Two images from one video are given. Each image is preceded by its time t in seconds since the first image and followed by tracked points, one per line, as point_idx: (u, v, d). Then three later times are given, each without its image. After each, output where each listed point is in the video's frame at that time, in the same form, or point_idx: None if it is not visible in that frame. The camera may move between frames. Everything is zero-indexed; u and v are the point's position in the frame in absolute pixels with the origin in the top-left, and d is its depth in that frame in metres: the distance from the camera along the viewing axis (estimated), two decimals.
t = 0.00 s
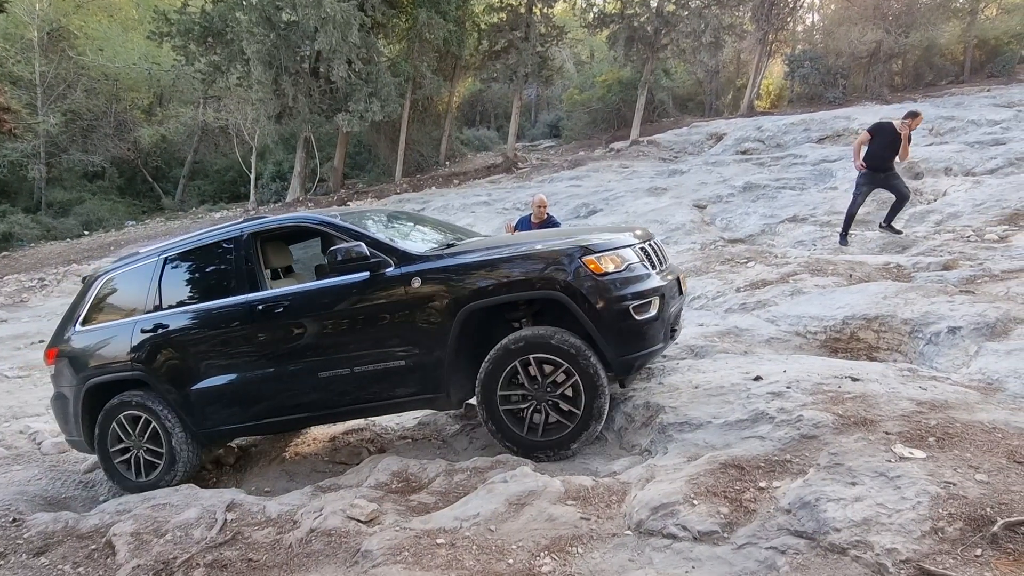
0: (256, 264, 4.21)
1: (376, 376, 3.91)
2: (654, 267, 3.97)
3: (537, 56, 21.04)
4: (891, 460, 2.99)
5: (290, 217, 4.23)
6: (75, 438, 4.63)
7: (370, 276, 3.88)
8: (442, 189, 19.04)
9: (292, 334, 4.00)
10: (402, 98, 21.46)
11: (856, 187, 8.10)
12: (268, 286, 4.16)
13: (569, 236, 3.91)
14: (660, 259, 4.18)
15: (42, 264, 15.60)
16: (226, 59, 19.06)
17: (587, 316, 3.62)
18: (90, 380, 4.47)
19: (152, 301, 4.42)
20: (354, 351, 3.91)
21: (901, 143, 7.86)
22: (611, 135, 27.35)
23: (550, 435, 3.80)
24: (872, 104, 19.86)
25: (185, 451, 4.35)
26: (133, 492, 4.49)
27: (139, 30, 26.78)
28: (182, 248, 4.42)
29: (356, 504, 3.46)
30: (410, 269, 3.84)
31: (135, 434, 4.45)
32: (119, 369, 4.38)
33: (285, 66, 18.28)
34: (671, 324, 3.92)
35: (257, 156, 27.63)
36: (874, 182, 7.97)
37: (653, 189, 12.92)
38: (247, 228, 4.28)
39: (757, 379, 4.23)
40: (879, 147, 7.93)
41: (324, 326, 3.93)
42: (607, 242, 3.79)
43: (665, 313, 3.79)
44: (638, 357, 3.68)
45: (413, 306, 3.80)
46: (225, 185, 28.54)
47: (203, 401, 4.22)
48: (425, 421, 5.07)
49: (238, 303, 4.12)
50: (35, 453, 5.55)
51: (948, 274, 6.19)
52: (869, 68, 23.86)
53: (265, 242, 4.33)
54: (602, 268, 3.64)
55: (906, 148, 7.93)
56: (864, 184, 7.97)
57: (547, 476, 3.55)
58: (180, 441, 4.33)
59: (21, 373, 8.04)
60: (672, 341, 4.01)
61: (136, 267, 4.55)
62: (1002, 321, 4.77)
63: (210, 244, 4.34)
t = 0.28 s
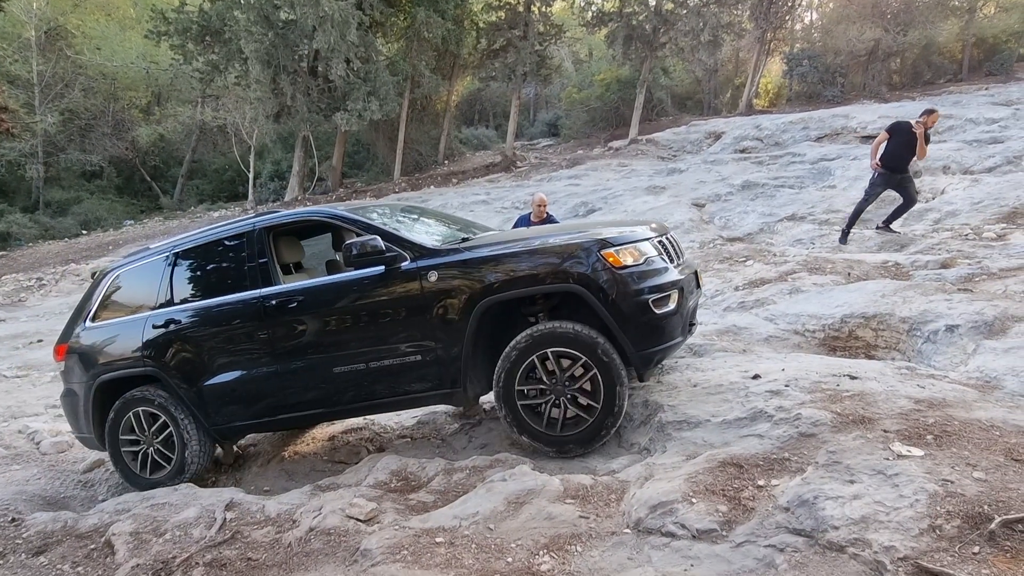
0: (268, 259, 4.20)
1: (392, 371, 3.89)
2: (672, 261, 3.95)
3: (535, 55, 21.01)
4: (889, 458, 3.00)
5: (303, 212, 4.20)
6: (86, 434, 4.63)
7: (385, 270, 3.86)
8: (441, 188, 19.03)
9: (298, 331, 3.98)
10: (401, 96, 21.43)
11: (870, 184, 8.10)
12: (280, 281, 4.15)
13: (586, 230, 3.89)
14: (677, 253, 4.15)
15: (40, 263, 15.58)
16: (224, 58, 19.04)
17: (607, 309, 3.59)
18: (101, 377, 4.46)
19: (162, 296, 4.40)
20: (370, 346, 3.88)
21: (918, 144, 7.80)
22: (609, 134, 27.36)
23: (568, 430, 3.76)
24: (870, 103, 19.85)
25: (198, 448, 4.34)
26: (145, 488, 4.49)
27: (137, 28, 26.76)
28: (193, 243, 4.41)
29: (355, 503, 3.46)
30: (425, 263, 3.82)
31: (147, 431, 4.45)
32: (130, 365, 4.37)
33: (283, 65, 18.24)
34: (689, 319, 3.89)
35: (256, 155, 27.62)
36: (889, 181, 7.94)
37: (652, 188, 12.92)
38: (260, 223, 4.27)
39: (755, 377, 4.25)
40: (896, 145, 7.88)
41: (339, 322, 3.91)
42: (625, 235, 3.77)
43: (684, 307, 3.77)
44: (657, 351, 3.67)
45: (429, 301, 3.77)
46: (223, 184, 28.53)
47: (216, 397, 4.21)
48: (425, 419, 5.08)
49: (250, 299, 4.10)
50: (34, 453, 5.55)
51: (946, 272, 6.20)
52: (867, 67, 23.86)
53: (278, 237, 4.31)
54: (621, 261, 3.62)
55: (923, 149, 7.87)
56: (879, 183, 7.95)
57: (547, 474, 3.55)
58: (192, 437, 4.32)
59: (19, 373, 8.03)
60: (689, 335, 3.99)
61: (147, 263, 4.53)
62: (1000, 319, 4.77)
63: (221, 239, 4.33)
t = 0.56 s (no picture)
0: (266, 261, 4.20)
1: (389, 372, 3.89)
2: (667, 260, 3.94)
3: (535, 54, 20.99)
4: (889, 457, 3.00)
5: (301, 214, 4.20)
6: (86, 437, 4.64)
7: (381, 272, 3.86)
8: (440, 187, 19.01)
9: (297, 331, 3.98)
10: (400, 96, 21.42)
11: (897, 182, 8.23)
12: (277, 283, 4.15)
13: (581, 229, 3.90)
14: (672, 252, 4.15)
15: (40, 263, 15.56)
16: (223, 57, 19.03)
17: (602, 310, 3.59)
18: (100, 380, 4.46)
19: (161, 299, 4.41)
20: (368, 346, 3.88)
21: (935, 137, 7.94)
22: (609, 133, 27.36)
23: (565, 429, 3.76)
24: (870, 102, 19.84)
25: (196, 449, 4.35)
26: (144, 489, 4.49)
27: (136, 28, 26.77)
28: (190, 246, 4.41)
29: (355, 502, 3.47)
30: (422, 264, 3.82)
31: (146, 432, 4.45)
32: (129, 367, 4.37)
33: (282, 64, 18.21)
34: (684, 318, 3.89)
35: (255, 155, 27.61)
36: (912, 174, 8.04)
37: (652, 187, 12.92)
38: (257, 226, 4.27)
39: (754, 377, 4.25)
40: (915, 142, 8.11)
41: (337, 323, 3.92)
42: (620, 235, 3.77)
43: (679, 306, 3.77)
44: (653, 350, 3.66)
45: (425, 302, 3.78)
46: (222, 184, 28.52)
47: (215, 399, 4.22)
48: (424, 419, 5.08)
49: (248, 301, 4.10)
50: (33, 453, 5.55)
51: (946, 271, 6.20)
52: (867, 66, 23.86)
53: (275, 239, 4.31)
54: (615, 261, 3.62)
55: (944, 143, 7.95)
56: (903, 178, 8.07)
57: (546, 473, 3.55)
58: (191, 438, 4.32)
59: (18, 373, 8.03)
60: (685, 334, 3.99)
61: (145, 266, 4.54)
62: (999, 317, 4.78)
63: (219, 241, 4.33)
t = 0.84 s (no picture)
0: (261, 264, 4.20)
1: (384, 374, 3.89)
2: (659, 262, 3.93)
3: (534, 54, 20.98)
4: (888, 457, 3.00)
5: (296, 216, 4.20)
6: (84, 438, 4.64)
7: (374, 275, 3.86)
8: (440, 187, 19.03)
9: (294, 333, 3.99)
10: (399, 95, 21.43)
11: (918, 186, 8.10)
12: (272, 286, 4.15)
13: (572, 232, 3.89)
14: (665, 253, 4.14)
15: (40, 263, 15.54)
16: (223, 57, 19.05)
17: (592, 313, 3.59)
18: (98, 381, 4.47)
19: (157, 301, 4.41)
20: (364, 349, 3.89)
21: (954, 135, 7.77)
22: (608, 133, 27.37)
23: (557, 432, 3.77)
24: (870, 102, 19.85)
25: (193, 451, 4.35)
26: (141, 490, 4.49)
27: (135, 28, 26.79)
28: (186, 249, 4.42)
29: (355, 502, 3.47)
30: (414, 267, 3.82)
31: (143, 434, 4.45)
32: (126, 369, 4.37)
33: (282, 64, 18.21)
34: (676, 321, 3.89)
35: (254, 155, 27.62)
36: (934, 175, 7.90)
37: (651, 187, 12.94)
38: (251, 228, 4.27)
39: (754, 377, 4.25)
40: (933, 142, 7.94)
41: (331, 325, 3.92)
42: (612, 237, 3.77)
43: (670, 309, 3.77)
44: (643, 353, 3.67)
45: (418, 305, 3.78)
46: (222, 184, 28.53)
47: (210, 401, 4.22)
48: (423, 419, 5.08)
49: (243, 304, 4.11)
50: (33, 453, 5.55)
51: (945, 271, 6.20)
52: (866, 65, 23.88)
53: (270, 242, 4.32)
54: (606, 265, 3.62)
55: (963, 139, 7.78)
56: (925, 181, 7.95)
57: (546, 474, 3.55)
58: (188, 440, 4.33)
59: (19, 373, 8.03)
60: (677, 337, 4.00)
61: (142, 269, 4.54)
62: (999, 317, 4.78)
63: (213, 244, 4.33)
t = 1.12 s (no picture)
0: (260, 264, 4.21)
1: (383, 374, 3.89)
2: (658, 263, 3.93)
3: (534, 53, 20.97)
4: (888, 456, 3.00)
5: (295, 216, 4.20)
6: (85, 438, 4.64)
7: (373, 275, 3.87)
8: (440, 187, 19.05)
9: (293, 334, 3.99)
10: (399, 94, 21.42)
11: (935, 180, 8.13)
12: (271, 286, 4.15)
13: (570, 232, 3.89)
14: (664, 253, 4.13)
15: (40, 263, 15.53)
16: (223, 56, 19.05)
17: (590, 314, 3.59)
18: (98, 381, 4.47)
19: (157, 300, 4.42)
20: (363, 348, 3.89)
21: (973, 133, 7.61)
22: (608, 133, 27.37)
23: (556, 433, 3.77)
24: (870, 101, 19.85)
25: (192, 451, 4.35)
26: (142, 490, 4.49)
27: (136, 27, 26.78)
28: (185, 249, 4.42)
29: (355, 501, 3.47)
30: (412, 267, 3.82)
31: (142, 434, 4.46)
32: (126, 369, 4.37)
33: (282, 64, 18.19)
34: (675, 322, 3.89)
35: (254, 154, 27.62)
36: (949, 175, 7.88)
37: (651, 186, 12.94)
38: (251, 228, 4.27)
39: (754, 376, 4.25)
40: (954, 138, 7.81)
41: (329, 326, 3.92)
42: (610, 238, 3.77)
43: (668, 310, 3.76)
44: (642, 354, 3.66)
45: (417, 305, 3.78)
46: (222, 183, 28.52)
47: (209, 401, 4.22)
48: (423, 418, 5.08)
49: (242, 304, 4.11)
50: (33, 452, 5.55)
51: (945, 271, 6.20)
52: (866, 65, 23.89)
53: (269, 242, 4.32)
54: (604, 266, 3.60)
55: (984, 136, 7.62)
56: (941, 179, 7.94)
57: (545, 473, 3.55)
58: (187, 441, 4.33)
59: (18, 373, 8.03)
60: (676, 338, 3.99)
61: (142, 268, 4.55)
62: (999, 316, 4.78)
63: (212, 245, 4.33)
